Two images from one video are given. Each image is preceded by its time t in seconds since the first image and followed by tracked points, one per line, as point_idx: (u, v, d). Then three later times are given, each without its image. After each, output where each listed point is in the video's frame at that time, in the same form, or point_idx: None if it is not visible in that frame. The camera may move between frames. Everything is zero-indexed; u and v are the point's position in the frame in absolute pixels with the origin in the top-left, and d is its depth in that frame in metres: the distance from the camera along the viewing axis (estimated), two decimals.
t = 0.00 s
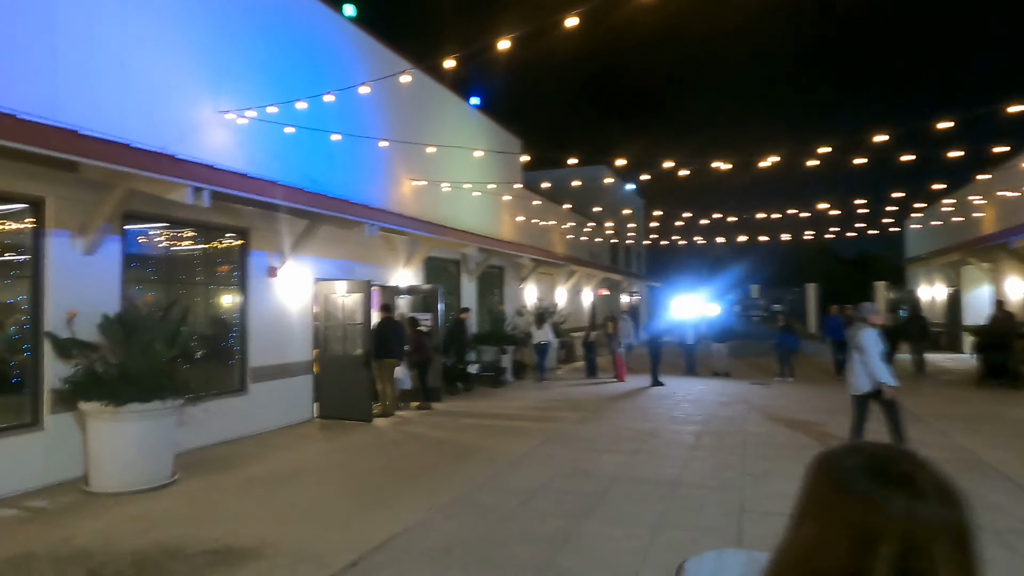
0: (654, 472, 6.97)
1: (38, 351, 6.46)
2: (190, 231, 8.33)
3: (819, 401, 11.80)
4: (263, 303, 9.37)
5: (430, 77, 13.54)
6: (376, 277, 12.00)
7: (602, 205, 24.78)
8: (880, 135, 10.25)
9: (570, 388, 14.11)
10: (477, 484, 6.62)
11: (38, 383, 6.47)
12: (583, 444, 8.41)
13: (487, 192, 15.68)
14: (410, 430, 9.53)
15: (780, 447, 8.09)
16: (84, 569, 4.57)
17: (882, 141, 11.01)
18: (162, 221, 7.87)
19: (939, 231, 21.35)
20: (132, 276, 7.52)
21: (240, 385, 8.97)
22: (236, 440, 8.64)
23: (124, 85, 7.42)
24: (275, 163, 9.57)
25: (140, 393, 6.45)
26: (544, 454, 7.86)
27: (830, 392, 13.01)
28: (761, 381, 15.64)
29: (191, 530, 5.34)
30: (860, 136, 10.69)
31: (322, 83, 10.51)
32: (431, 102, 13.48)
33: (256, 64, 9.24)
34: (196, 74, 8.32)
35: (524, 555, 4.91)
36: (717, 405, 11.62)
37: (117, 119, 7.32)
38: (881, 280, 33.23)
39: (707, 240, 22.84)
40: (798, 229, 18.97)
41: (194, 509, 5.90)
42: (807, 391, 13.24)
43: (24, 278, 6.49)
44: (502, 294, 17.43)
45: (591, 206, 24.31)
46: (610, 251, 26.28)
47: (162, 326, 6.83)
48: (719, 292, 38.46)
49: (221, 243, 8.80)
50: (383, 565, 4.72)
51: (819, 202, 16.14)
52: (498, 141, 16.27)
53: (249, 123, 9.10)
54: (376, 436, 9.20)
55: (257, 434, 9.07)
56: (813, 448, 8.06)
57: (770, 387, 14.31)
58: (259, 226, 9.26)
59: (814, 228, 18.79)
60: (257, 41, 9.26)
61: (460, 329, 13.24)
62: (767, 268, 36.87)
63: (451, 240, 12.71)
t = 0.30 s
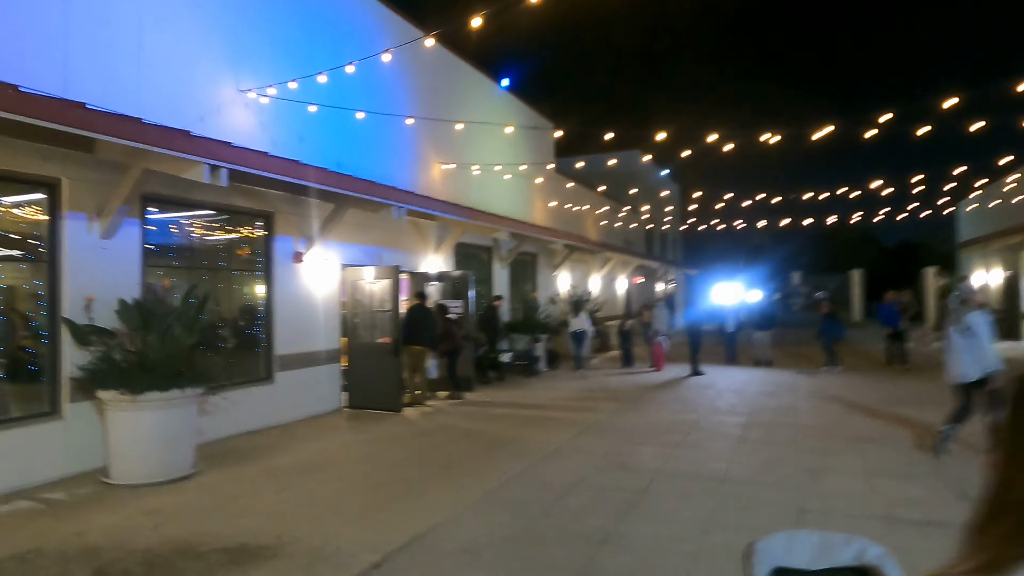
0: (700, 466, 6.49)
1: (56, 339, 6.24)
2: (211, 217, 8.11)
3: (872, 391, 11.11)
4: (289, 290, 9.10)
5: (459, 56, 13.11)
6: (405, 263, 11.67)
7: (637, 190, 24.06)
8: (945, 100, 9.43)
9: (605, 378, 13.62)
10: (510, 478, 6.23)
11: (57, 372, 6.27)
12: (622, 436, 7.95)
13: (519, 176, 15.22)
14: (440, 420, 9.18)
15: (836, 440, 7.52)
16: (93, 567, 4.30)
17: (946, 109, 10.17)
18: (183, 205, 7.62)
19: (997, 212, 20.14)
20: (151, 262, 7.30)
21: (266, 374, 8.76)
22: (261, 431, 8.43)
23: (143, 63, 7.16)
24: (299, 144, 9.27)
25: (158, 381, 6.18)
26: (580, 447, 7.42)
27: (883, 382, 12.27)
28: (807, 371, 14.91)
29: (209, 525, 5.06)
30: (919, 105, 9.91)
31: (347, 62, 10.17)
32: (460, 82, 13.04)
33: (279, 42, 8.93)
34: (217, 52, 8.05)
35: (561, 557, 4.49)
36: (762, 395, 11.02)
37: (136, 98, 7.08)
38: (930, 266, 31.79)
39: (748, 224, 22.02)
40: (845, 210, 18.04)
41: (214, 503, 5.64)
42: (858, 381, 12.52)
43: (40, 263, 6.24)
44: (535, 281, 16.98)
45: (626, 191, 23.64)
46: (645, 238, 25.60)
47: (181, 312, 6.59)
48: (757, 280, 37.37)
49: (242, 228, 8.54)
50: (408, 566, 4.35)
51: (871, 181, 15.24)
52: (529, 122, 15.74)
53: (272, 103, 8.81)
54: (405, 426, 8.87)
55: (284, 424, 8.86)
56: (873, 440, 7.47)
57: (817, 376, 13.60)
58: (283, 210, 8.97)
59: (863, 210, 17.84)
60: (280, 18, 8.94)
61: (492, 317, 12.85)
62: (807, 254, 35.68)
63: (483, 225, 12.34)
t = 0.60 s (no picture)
0: (743, 468, 6.01)
1: (64, 328, 5.98)
2: (226, 202, 7.84)
3: (924, 386, 10.43)
4: (310, 277, 8.79)
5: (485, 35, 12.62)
6: (429, 251, 11.32)
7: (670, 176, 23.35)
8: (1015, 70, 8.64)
9: (637, 369, 13.13)
10: (536, 478, 5.83)
11: (65, 361, 6.01)
12: (656, 432, 7.48)
13: (548, 160, 14.71)
14: (465, 413, 8.82)
15: (891, 439, 6.94)
16: (87, 573, 4.02)
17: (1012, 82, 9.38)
18: (197, 189, 7.34)
19: None
20: (163, 248, 7.04)
21: (286, 364, 8.48)
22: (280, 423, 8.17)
23: (153, 38, 6.84)
24: (319, 125, 8.92)
25: (167, 372, 5.86)
26: (612, 444, 6.98)
27: (934, 376, 11.55)
28: (849, 363, 14.22)
29: (214, 527, 4.75)
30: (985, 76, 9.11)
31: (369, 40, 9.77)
32: (487, 62, 12.55)
33: (297, 18, 8.56)
34: (231, 28, 7.70)
35: (592, 570, 4.07)
36: (805, 389, 10.43)
37: (146, 76, 6.78)
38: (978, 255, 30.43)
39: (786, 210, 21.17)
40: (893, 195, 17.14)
41: (223, 501, 5.33)
42: (907, 375, 11.81)
43: (49, 248, 6.03)
44: (564, 269, 16.51)
45: (658, 177, 22.95)
46: (678, 225, 24.88)
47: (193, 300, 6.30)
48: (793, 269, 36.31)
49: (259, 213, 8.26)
50: None
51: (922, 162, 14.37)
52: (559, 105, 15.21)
53: (290, 83, 8.47)
54: (428, 419, 8.53)
55: (304, 416, 8.59)
56: (932, 440, 6.87)
57: (861, 370, 12.92)
58: (302, 194, 8.65)
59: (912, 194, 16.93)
60: None
61: (520, 306, 12.43)
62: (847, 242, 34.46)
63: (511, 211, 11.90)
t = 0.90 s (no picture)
0: (773, 483, 5.50)
1: (49, 329, 5.67)
2: (225, 197, 7.51)
3: (966, 391, 9.79)
4: (314, 276, 8.44)
5: (499, 25, 12.20)
6: (441, 249, 10.93)
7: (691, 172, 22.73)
8: None
9: (658, 372, 12.62)
10: (547, 491, 5.38)
11: (50, 364, 5.70)
12: (679, 440, 6.98)
13: (566, 156, 14.25)
14: (476, 418, 8.41)
15: (935, 451, 6.39)
16: None
17: None
18: (192, 183, 7.01)
19: None
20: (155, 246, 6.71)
21: (289, 366, 8.14)
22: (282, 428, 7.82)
23: (145, 25, 6.52)
24: (324, 118, 8.58)
25: (152, 375, 5.52)
26: (631, 453, 6.50)
27: (975, 381, 10.89)
28: (882, 366, 13.55)
29: (195, 545, 4.37)
30: None
31: (375, 29, 9.40)
32: (501, 54, 12.13)
33: (299, 6, 8.21)
34: (230, 15, 7.37)
35: None
36: (837, 394, 9.85)
37: (138, 64, 6.45)
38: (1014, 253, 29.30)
39: (813, 206, 20.45)
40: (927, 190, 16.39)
41: (210, 514, 4.97)
42: (946, 379, 11.15)
43: (32, 245, 5.69)
44: (582, 268, 16.03)
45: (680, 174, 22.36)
46: (700, 223, 24.24)
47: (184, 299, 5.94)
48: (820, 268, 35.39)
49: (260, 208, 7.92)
50: None
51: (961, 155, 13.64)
52: (577, 99, 14.75)
53: (292, 73, 8.12)
54: (436, 424, 8.11)
55: (308, 420, 8.24)
56: (982, 452, 6.30)
57: (895, 373, 12.27)
58: (306, 189, 8.31)
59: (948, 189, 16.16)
60: None
61: (536, 306, 12.00)
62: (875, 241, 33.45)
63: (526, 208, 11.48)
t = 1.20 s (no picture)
0: (802, 491, 5.07)
1: (30, 323, 5.35)
2: (221, 184, 7.16)
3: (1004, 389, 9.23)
4: (316, 266, 8.09)
5: (510, 7, 11.74)
6: (449, 239, 10.55)
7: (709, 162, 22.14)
8: None
9: (675, 367, 12.16)
10: (556, 499, 4.99)
11: (31, 359, 5.38)
12: (699, 441, 6.54)
13: (580, 144, 13.79)
14: (484, 416, 8.02)
15: (977, 455, 5.90)
16: None
17: None
18: (186, 169, 6.68)
19: None
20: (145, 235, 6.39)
21: (290, 361, 7.82)
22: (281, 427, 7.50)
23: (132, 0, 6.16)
24: (326, 102, 8.21)
25: (137, 372, 5.16)
26: (648, 456, 6.07)
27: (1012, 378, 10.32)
28: (910, 361, 12.98)
29: (171, 558, 4.03)
30: None
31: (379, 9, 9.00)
32: (512, 37, 11.68)
33: None
34: None
35: None
36: (865, 392, 9.35)
37: (126, 42, 6.10)
38: None
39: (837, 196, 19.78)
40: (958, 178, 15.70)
41: (193, 522, 4.63)
42: (981, 376, 10.59)
43: (11, 233, 5.36)
44: (597, 260, 15.58)
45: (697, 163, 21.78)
46: (718, 213, 23.64)
47: (172, 292, 5.61)
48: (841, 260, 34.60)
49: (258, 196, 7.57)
50: None
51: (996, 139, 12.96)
52: (591, 84, 14.27)
53: (291, 54, 7.76)
54: (443, 423, 7.73)
55: (309, 417, 7.93)
56: None
57: (924, 369, 11.71)
58: (306, 176, 7.94)
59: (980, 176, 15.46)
60: None
61: (549, 298, 11.57)
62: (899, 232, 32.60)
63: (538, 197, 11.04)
